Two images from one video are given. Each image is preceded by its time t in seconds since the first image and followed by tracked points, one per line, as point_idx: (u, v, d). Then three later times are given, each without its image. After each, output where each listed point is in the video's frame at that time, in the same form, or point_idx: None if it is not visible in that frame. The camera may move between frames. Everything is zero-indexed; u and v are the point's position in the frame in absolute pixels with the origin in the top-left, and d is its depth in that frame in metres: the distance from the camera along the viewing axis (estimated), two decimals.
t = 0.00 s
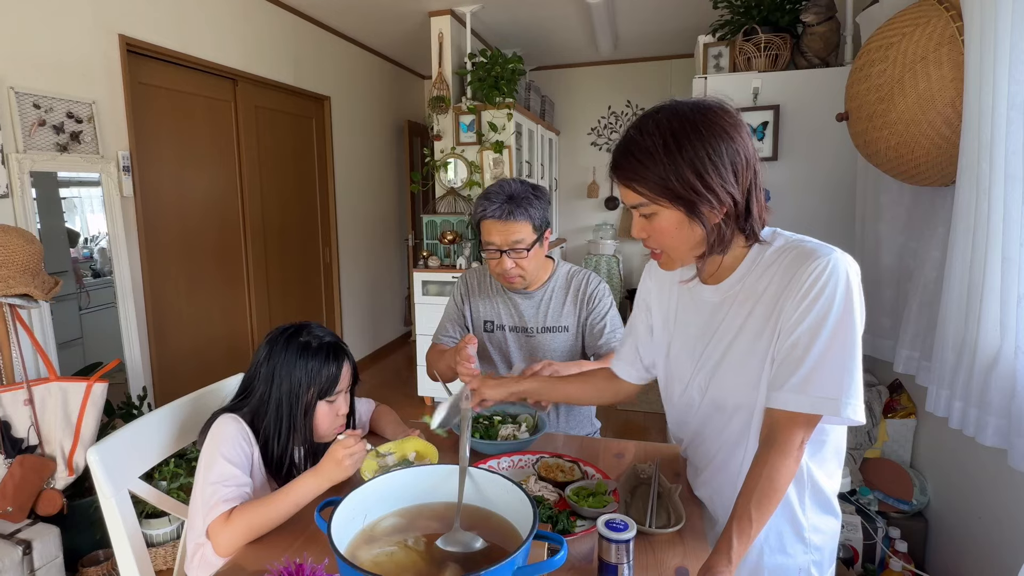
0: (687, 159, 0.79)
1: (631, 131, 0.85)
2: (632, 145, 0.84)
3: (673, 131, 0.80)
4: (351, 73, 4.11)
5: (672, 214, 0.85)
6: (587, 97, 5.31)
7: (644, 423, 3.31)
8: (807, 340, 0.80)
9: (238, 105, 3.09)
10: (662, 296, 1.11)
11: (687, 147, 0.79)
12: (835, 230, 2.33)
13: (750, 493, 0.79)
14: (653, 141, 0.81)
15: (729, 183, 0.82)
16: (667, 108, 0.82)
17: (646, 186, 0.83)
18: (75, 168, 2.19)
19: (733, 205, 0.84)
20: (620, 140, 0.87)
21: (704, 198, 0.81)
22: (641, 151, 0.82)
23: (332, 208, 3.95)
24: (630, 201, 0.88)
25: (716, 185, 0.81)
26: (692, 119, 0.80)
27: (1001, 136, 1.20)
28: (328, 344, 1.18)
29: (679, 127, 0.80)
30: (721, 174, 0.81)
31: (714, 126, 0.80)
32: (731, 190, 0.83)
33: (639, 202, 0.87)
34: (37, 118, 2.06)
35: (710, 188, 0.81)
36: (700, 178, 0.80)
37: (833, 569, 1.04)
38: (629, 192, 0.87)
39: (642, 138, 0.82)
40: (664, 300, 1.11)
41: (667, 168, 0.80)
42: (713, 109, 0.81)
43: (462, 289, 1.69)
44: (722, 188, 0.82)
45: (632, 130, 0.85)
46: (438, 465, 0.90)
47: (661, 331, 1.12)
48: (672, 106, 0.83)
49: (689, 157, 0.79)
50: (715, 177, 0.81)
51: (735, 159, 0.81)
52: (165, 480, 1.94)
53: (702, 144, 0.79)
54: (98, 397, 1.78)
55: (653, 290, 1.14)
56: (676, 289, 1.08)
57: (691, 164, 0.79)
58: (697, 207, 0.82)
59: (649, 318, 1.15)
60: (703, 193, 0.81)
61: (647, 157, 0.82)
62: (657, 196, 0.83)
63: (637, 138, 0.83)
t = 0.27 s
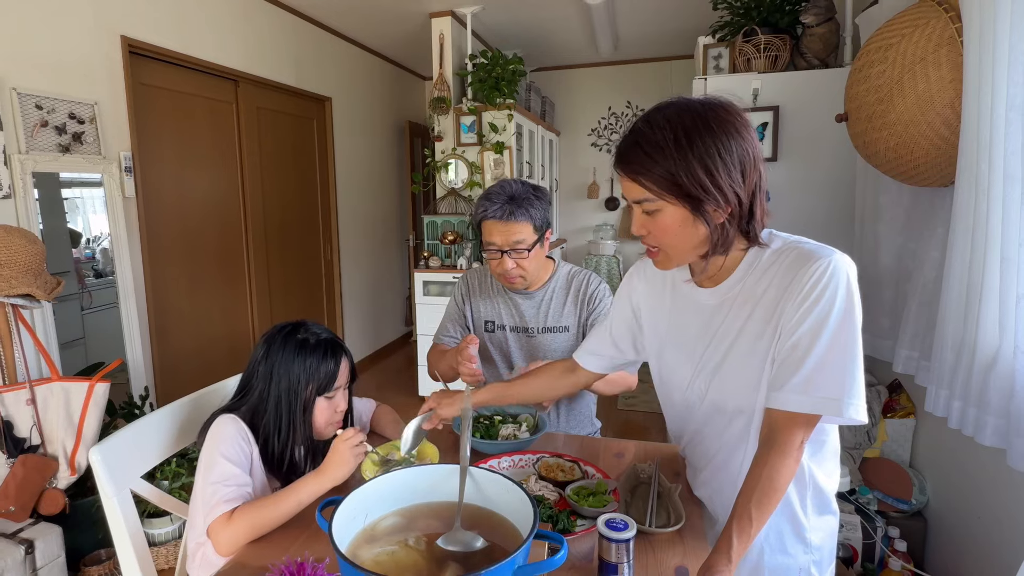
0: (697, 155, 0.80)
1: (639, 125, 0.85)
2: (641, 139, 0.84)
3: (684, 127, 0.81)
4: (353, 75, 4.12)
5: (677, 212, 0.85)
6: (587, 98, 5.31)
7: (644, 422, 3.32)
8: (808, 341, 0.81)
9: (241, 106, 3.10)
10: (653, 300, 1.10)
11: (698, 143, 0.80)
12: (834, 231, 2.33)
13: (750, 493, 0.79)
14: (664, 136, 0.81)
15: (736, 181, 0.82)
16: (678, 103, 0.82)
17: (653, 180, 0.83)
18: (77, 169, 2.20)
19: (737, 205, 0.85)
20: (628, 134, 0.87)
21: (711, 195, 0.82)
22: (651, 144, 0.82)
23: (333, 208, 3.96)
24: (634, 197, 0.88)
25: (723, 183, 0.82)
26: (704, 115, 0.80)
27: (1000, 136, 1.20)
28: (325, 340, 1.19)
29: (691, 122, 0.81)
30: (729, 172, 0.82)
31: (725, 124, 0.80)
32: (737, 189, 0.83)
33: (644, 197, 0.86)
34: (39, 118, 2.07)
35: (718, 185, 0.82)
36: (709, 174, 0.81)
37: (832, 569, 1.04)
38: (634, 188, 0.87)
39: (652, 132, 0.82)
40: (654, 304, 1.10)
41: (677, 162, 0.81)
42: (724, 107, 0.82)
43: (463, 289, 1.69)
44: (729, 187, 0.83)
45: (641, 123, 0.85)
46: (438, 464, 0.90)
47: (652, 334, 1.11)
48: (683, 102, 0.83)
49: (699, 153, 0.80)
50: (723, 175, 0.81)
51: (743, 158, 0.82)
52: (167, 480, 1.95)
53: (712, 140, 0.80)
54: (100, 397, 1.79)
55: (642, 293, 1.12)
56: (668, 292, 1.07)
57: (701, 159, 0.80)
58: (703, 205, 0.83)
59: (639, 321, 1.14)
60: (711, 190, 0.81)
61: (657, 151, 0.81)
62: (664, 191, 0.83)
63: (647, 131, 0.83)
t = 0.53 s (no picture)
0: (695, 158, 0.80)
1: (635, 130, 0.86)
2: (637, 144, 0.84)
3: (680, 130, 0.81)
4: (354, 76, 4.12)
5: (678, 215, 0.86)
6: (588, 98, 5.32)
7: (644, 422, 3.32)
8: (805, 341, 0.81)
9: (242, 106, 3.10)
10: (653, 297, 1.11)
11: (695, 146, 0.80)
12: (833, 231, 2.34)
13: (749, 491, 0.80)
14: (660, 141, 0.82)
15: (735, 181, 0.83)
16: (673, 107, 0.83)
17: (652, 185, 0.84)
18: (79, 170, 2.20)
19: (738, 204, 0.86)
20: (624, 140, 0.87)
21: (710, 197, 0.82)
22: (648, 149, 0.82)
23: (334, 209, 3.96)
24: (635, 202, 0.88)
25: (723, 184, 0.82)
26: (698, 117, 0.81)
27: (999, 137, 1.20)
28: (328, 341, 1.20)
29: (686, 125, 0.81)
30: (727, 172, 0.82)
31: (720, 125, 0.81)
32: (737, 189, 0.84)
33: (644, 202, 0.87)
34: (42, 119, 2.08)
35: (717, 186, 0.82)
36: (708, 177, 0.81)
37: (830, 569, 1.05)
38: (634, 192, 0.87)
39: (648, 137, 0.83)
40: (654, 301, 1.10)
41: (675, 166, 0.81)
42: (719, 108, 0.82)
43: (464, 290, 1.70)
44: (728, 187, 0.83)
45: (637, 129, 0.85)
46: (439, 464, 0.91)
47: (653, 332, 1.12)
48: (677, 105, 0.83)
49: (696, 155, 0.80)
50: (722, 176, 0.82)
51: (741, 157, 0.82)
52: (168, 479, 1.96)
53: (709, 142, 0.80)
54: (102, 397, 1.79)
55: (643, 290, 1.13)
56: (668, 290, 1.08)
57: (699, 162, 0.80)
58: (704, 206, 0.83)
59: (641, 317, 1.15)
60: (710, 191, 0.82)
61: (655, 156, 0.82)
62: (663, 195, 0.84)
63: (643, 137, 0.84)
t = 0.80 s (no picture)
0: (698, 153, 0.80)
1: (635, 135, 0.87)
2: (639, 148, 0.85)
3: (679, 129, 0.82)
4: (354, 77, 4.13)
5: (688, 211, 0.85)
6: (588, 99, 5.32)
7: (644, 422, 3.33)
8: (804, 340, 0.81)
9: (242, 107, 3.11)
10: (670, 290, 1.13)
11: (696, 142, 0.80)
12: (833, 232, 2.34)
13: (747, 490, 0.80)
14: (661, 142, 0.82)
15: (739, 172, 0.83)
16: (668, 108, 0.84)
17: (658, 185, 0.84)
18: (81, 170, 2.21)
19: (743, 195, 0.86)
20: (625, 146, 0.88)
21: (718, 189, 0.82)
22: (650, 151, 0.83)
23: (335, 209, 3.97)
24: (643, 204, 0.88)
25: (727, 176, 0.82)
26: (695, 115, 0.82)
27: (997, 138, 1.21)
28: (329, 342, 1.21)
29: (684, 124, 0.82)
30: (731, 164, 0.82)
31: (718, 121, 0.81)
32: (741, 180, 0.84)
33: (653, 202, 0.87)
34: (43, 120, 2.09)
35: (722, 178, 0.82)
36: (713, 171, 0.81)
37: (828, 567, 1.05)
38: (641, 195, 0.87)
39: (648, 140, 0.84)
40: (670, 296, 1.12)
41: (679, 164, 0.81)
42: (714, 105, 0.83)
43: (465, 290, 1.71)
44: (733, 179, 0.83)
45: (637, 134, 0.86)
46: (439, 463, 0.91)
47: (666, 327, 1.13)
48: (673, 106, 0.84)
49: (699, 151, 0.80)
50: (727, 168, 0.82)
51: (742, 149, 0.83)
52: (169, 479, 1.97)
53: (709, 137, 0.80)
54: (104, 397, 1.80)
55: (661, 283, 1.15)
56: (682, 285, 1.10)
57: (702, 157, 0.80)
58: (712, 199, 0.83)
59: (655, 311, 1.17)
60: (717, 184, 0.82)
61: (657, 156, 0.82)
62: (671, 194, 0.84)
63: (644, 141, 0.84)
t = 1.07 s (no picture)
0: (711, 145, 0.81)
1: (647, 130, 0.88)
2: (651, 141, 0.86)
3: (692, 122, 0.83)
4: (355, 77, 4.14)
5: (699, 204, 0.85)
6: (588, 100, 5.33)
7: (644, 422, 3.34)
8: (811, 340, 0.82)
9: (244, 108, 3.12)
10: (678, 288, 1.13)
11: (709, 134, 0.81)
12: (832, 233, 2.35)
13: (748, 490, 0.81)
14: (674, 134, 0.83)
15: (751, 166, 0.84)
16: (681, 104, 0.85)
17: (671, 176, 0.84)
18: (83, 171, 2.22)
19: (754, 189, 0.86)
20: (637, 140, 0.89)
21: (729, 181, 0.83)
22: (663, 143, 0.84)
23: (336, 210, 3.98)
24: (654, 197, 0.88)
25: (739, 168, 0.83)
26: (708, 110, 0.83)
27: (997, 139, 1.21)
28: (327, 340, 1.21)
29: (697, 118, 0.83)
30: (742, 157, 0.83)
31: (731, 115, 0.83)
32: (751, 174, 0.84)
33: (664, 195, 0.86)
34: (46, 121, 2.09)
35: (734, 171, 0.83)
36: (725, 163, 0.82)
37: (830, 567, 1.06)
38: (652, 188, 0.87)
39: (661, 133, 0.84)
40: (679, 294, 1.13)
41: (692, 155, 0.82)
42: (725, 101, 0.84)
43: (466, 290, 1.71)
44: (745, 172, 0.84)
45: (649, 129, 0.87)
46: (441, 463, 0.92)
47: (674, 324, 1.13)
48: (685, 102, 0.86)
49: (712, 143, 0.81)
50: (739, 161, 0.83)
51: (753, 144, 0.84)
52: (171, 479, 1.97)
53: (722, 130, 0.81)
54: (105, 397, 1.80)
55: (669, 280, 1.15)
56: (691, 283, 1.10)
57: (715, 149, 0.81)
58: (724, 191, 0.83)
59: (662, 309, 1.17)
60: (729, 176, 0.82)
61: (671, 148, 0.83)
62: (683, 185, 0.84)
63: (656, 134, 0.85)
